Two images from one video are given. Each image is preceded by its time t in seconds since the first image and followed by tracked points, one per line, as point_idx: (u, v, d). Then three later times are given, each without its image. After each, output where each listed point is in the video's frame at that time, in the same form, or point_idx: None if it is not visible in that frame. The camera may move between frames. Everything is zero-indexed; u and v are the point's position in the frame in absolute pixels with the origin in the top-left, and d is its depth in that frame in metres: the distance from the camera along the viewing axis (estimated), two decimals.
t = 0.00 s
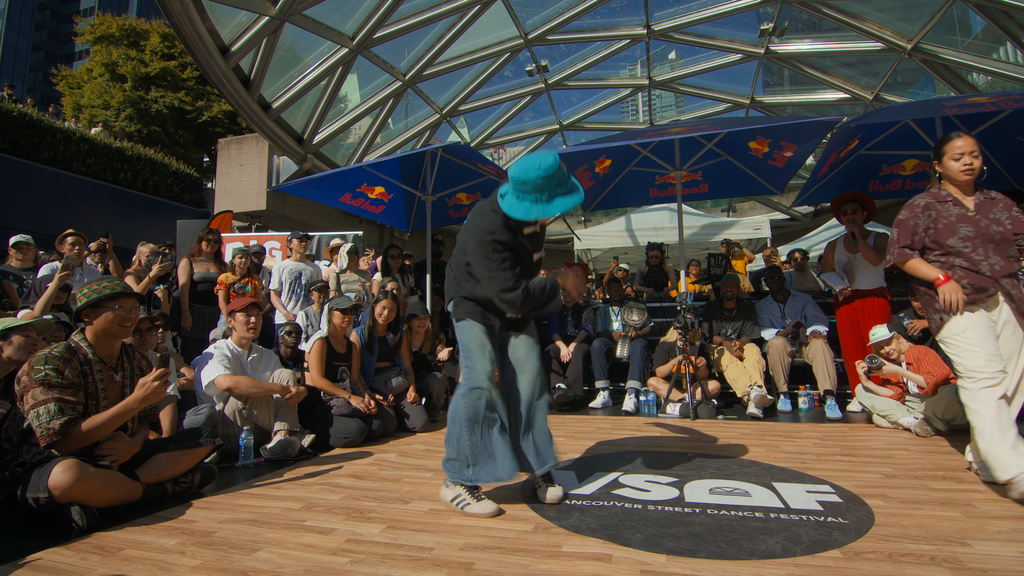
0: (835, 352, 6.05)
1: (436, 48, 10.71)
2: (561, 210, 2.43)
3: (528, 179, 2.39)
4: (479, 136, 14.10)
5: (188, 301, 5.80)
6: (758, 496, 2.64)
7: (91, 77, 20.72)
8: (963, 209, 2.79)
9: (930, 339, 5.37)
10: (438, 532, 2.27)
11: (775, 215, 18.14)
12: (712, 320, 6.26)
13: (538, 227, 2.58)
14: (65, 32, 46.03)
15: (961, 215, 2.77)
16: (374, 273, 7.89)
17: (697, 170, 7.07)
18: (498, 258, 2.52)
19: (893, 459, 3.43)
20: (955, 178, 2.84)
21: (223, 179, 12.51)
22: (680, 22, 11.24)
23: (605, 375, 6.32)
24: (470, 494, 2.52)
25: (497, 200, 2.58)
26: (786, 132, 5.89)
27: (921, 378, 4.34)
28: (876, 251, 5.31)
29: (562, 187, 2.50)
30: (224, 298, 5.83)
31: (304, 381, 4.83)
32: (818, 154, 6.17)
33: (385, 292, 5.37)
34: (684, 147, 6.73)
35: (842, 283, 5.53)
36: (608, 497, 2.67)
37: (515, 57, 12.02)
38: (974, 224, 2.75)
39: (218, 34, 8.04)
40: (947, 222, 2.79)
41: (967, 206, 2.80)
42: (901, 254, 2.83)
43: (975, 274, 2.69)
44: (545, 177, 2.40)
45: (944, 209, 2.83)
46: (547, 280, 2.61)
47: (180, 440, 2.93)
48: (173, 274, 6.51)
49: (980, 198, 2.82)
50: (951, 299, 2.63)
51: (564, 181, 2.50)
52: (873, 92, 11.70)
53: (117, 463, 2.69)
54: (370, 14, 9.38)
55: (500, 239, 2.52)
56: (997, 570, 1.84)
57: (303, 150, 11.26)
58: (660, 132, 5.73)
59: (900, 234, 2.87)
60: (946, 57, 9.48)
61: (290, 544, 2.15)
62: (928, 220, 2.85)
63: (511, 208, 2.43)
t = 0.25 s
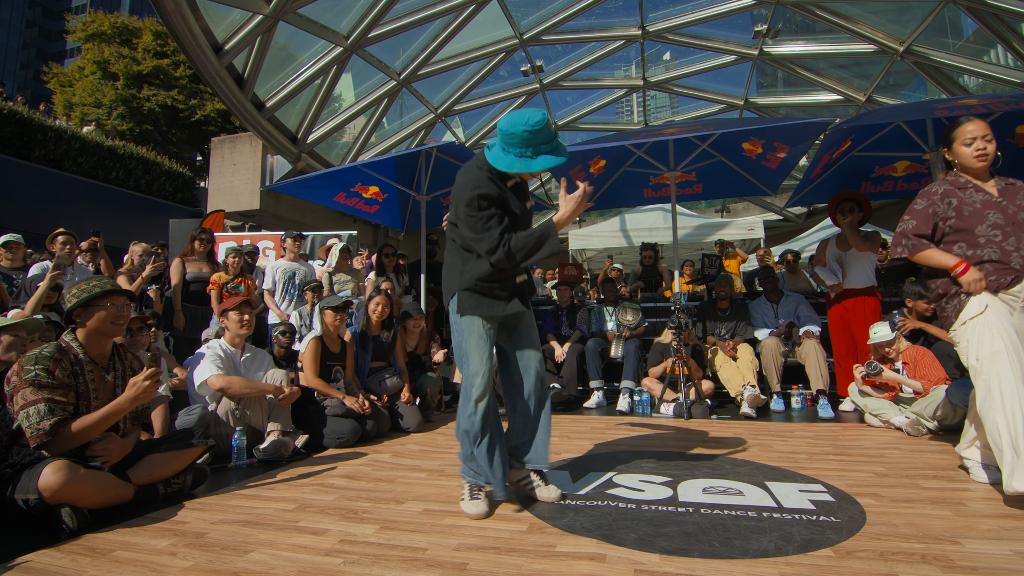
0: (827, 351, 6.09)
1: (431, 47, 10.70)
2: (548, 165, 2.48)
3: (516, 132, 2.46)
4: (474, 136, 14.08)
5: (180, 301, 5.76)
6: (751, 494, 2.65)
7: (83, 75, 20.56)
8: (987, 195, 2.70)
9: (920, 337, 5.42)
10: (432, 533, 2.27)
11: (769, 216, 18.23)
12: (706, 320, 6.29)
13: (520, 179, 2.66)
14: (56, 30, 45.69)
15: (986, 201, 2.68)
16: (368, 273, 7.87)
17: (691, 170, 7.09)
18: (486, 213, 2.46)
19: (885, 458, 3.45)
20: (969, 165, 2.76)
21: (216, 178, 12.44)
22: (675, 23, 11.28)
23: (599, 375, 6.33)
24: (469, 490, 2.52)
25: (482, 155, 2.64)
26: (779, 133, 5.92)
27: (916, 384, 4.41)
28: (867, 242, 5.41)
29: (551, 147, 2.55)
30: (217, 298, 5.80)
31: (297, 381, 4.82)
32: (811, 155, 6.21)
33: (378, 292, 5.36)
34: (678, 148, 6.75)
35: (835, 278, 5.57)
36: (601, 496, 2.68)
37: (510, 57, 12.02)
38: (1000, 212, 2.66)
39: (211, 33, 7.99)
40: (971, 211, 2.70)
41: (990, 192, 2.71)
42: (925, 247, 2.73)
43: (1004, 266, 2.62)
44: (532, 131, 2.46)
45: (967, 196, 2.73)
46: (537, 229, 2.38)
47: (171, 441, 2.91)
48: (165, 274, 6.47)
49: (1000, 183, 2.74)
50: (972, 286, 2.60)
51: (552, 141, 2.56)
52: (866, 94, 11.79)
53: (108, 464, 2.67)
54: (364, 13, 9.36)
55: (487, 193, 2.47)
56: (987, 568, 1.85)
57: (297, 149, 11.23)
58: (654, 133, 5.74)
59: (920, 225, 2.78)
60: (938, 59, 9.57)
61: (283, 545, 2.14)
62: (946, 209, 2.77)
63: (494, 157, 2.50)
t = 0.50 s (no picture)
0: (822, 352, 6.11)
1: (427, 47, 10.69)
2: (523, 177, 2.40)
3: (492, 145, 2.41)
4: (471, 136, 14.08)
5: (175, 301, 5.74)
6: (746, 494, 2.66)
7: (77, 74, 20.44)
8: (1006, 177, 2.55)
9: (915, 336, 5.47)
10: (428, 533, 2.27)
11: (764, 216, 18.31)
12: (701, 321, 6.31)
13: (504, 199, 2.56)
14: (50, 28, 45.41)
15: (1004, 184, 2.53)
16: (364, 273, 7.86)
17: (687, 171, 7.11)
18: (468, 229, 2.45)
19: (879, 458, 3.47)
20: (988, 146, 2.62)
21: (211, 177, 12.39)
22: (671, 24, 11.31)
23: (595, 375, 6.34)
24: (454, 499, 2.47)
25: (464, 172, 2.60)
26: (775, 134, 5.95)
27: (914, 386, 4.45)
28: (860, 245, 5.38)
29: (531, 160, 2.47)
30: (212, 298, 5.77)
31: (293, 381, 4.81)
32: (806, 157, 6.24)
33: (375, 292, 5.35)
34: (674, 148, 6.77)
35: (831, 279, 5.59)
36: (597, 496, 2.68)
37: (507, 57, 12.02)
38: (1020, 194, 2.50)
39: (206, 32, 7.95)
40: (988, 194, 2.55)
41: (1009, 174, 2.56)
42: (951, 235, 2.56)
43: None
44: (509, 144, 2.41)
45: (982, 179, 2.59)
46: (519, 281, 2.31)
47: (166, 442, 2.89)
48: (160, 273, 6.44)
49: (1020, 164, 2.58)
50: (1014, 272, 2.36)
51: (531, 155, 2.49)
52: (860, 95, 11.85)
53: (102, 465, 2.65)
54: (360, 12, 9.34)
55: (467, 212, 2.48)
56: (980, 567, 1.86)
57: (292, 148, 11.20)
58: (650, 133, 5.74)
59: (938, 215, 2.63)
60: (932, 61, 9.63)
61: (278, 546, 2.13)
62: (961, 193, 2.62)
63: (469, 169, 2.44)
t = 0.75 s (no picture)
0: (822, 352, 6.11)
1: (427, 47, 10.70)
2: (503, 186, 2.35)
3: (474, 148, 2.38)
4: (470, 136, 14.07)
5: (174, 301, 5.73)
6: (746, 495, 2.66)
7: (77, 74, 20.44)
8: None
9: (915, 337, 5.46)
10: (428, 533, 2.27)
11: (763, 216, 18.32)
12: (701, 321, 6.31)
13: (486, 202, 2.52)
14: (49, 28, 45.40)
15: None
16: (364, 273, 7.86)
17: (687, 171, 7.11)
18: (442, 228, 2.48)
19: (879, 458, 3.47)
20: None
21: (211, 177, 12.38)
22: (670, 24, 11.32)
23: (595, 375, 6.34)
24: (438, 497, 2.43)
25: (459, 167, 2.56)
26: (774, 134, 5.95)
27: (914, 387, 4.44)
28: (860, 242, 5.43)
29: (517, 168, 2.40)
30: (212, 298, 5.77)
31: (293, 381, 4.81)
32: (806, 157, 6.24)
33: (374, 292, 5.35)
34: (674, 148, 6.77)
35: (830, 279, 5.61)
36: (597, 496, 2.68)
37: (506, 57, 12.03)
38: None
39: (206, 32, 7.94)
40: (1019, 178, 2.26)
41: None
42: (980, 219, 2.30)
43: None
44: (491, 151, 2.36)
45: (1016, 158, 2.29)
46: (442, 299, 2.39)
47: (166, 442, 2.89)
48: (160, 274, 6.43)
49: None
50: None
51: (516, 161, 2.41)
52: (860, 95, 11.86)
53: (102, 465, 2.65)
54: (360, 12, 9.34)
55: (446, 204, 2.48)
56: (979, 567, 1.86)
57: (292, 148, 11.20)
58: (650, 133, 5.74)
59: (970, 197, 2.35)
60: (931, 61, 9.63)
61: (278, 546, 2.13)
62: (994, 174, 2.34)
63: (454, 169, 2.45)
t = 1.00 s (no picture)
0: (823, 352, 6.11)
1: (427, 47, 10.70)
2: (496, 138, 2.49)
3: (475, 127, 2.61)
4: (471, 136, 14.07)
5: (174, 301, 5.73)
6: (746, 494, 2.66)
7: (77, 74, 20.44)
8: None
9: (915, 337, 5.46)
10: (428, 533, 2.27)
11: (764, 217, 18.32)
12: (702, 321, 6.31)
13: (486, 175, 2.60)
14: (50, 28, 45.42)
15: None
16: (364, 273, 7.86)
17: (687, 171, 7.11)
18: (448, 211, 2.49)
19: (879, 458, 3.47)
20: None
21: (211, 177, 12.38)
22: (671, 24, 11.32)
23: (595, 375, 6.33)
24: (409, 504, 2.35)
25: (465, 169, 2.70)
26: (775, 134, 5.95)
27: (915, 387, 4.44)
28: (860, 249, 5.36)
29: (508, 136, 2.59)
30: (212, 298, 5.77)
31: (293, 381, 4.81)
32: (806, 157, 6.24)
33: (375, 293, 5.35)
34: (674, 148, 6.77)
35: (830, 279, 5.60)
36: (597, 496, 2.68)
37: (506, 57, 12.03)
38: None
39: (206, 32, 7.94)
40: None
41: None
42: (995, 224, 2.22)
43: None
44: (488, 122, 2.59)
45: None
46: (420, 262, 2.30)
47: (166, 442, 2.89)
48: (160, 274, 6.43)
49: None
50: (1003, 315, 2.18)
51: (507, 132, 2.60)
52: (860, 95, 11.86)
53: (102, 465, 2.65)
54: (360, 12, 9.35)
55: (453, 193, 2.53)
56: (980, 567, 1.86)
57: (292, 148, 11.20)
58: (650, 133, 5.74)
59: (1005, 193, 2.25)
60: (932, 61, 9.63)
61: (278, 546, 2.13)
62: None
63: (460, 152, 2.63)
